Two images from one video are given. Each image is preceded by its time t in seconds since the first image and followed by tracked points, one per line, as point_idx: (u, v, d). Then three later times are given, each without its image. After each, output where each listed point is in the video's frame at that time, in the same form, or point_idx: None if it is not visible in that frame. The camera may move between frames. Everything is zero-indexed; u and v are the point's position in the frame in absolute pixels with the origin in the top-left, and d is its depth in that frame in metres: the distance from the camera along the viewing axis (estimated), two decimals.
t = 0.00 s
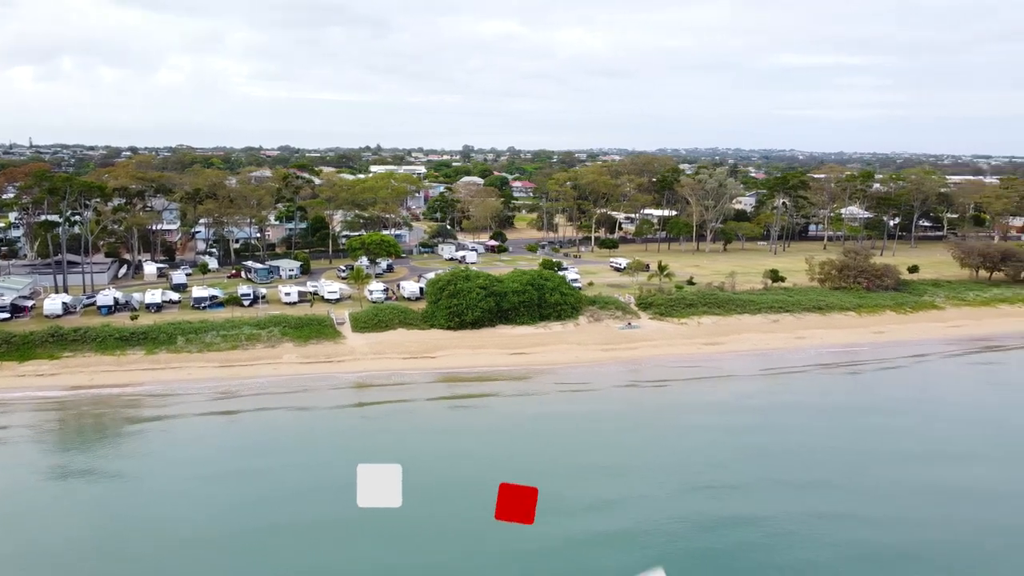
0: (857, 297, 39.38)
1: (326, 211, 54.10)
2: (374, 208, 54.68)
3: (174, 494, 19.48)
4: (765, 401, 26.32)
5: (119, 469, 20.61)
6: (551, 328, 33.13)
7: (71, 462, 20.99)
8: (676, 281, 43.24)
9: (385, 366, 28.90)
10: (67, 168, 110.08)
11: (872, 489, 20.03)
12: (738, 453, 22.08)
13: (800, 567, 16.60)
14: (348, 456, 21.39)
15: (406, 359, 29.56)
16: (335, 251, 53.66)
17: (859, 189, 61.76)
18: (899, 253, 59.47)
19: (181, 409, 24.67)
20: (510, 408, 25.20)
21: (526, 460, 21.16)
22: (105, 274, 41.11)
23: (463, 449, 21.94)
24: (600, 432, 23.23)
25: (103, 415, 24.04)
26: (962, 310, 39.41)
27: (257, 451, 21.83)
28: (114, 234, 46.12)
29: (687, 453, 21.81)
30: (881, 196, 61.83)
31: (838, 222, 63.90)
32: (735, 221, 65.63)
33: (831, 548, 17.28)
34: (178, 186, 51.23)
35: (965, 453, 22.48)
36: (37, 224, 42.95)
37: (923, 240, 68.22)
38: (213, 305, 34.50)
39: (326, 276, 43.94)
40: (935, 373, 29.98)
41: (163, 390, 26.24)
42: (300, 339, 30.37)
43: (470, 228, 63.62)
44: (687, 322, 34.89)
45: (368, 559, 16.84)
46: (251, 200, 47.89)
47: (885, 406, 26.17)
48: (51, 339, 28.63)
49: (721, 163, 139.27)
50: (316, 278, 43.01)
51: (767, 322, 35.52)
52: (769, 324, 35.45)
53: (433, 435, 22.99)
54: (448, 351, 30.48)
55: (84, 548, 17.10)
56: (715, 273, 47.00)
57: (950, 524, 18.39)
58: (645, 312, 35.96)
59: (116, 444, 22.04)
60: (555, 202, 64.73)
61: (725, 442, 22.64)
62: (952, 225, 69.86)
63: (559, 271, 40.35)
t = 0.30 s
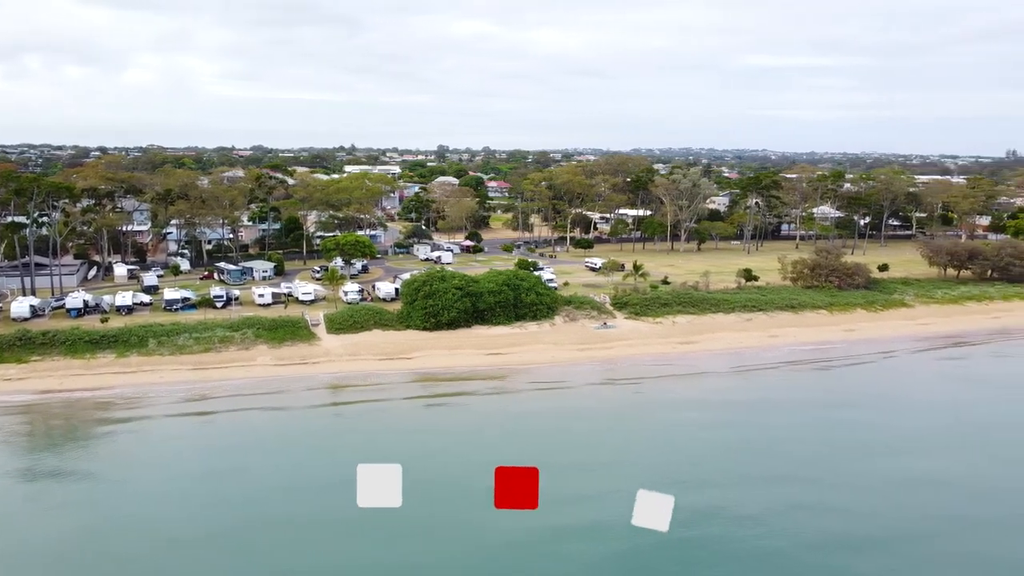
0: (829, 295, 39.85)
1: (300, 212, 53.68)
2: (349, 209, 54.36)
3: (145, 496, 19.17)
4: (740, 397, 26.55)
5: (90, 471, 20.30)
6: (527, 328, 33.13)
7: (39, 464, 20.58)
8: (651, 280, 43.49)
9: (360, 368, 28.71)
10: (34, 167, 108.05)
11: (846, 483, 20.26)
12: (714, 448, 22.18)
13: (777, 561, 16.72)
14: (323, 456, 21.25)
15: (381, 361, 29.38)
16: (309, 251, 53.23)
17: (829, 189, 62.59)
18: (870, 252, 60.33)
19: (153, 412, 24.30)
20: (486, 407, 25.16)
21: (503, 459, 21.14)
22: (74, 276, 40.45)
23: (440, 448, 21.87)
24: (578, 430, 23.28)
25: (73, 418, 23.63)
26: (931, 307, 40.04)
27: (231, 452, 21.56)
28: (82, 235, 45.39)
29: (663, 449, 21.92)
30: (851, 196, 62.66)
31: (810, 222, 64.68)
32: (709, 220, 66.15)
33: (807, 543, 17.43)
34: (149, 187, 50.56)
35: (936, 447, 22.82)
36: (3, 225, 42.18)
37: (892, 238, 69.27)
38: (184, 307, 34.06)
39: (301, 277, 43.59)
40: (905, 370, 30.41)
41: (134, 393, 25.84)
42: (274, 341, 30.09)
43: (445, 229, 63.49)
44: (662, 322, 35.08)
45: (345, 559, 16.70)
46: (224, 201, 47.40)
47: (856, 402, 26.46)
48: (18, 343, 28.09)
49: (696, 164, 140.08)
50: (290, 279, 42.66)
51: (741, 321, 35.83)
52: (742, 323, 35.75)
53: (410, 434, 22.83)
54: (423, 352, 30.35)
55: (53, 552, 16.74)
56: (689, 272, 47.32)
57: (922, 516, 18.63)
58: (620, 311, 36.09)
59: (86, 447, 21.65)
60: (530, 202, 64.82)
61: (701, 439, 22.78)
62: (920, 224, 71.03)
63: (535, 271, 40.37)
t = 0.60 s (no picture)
0: (802, 294, 40.29)
1: (274, 212, 53.21)
2: (323, 209, 53.95)
3: (116, 499, 18.86)
4: (714, 394, 26.75)
5: (61, 471, 20.02)
6: (503, 329, 33.13)
7: (7, 467, 20.19)
8: (626, 280, 43.68)
9: (335, 369, 28.51)
10: None
11: (820, 478, 20.48)
12: (689, 445, 22.28)
13: (754, 555, 16.86)
14: (298, 456, 21.08)
15: (357, 362, 29.21)
16: (284, 252, 52.76)
17: (802, 189, 63.07)
18: (841, 250, 61.09)
19: (124, 414, 23.95)
20: (463, 406, 25.12)
21: (480, 457, 21.11)
22: (42, 278, 39.78)
23: (416, 446, 21.81)
24: (554, 427, 23.31)
25: (41, 422, 23.21)
26: (901, 305, 40.66)
27: (205, 453, 21.30)
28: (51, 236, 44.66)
29: (639, 445, 22.03)
30: (823, 195, 63.37)
31: (782, 221, 65.32)
32: (683, 220, 66.56)
33: (783, 537, 17.61)
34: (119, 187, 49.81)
35: (908, 440, 23.18)
36: None
37: (863, 237, 70.18)
38: (156, 309, 33.63)
39: (275, 278, 43.22)
40: (876, 366, 30.88)
41: (105, 396, 25.46)
42: (248, 342, 29.81)
43: (420, 229, 63.28)
44: (637, 321, 35.26)
45: (322, 557, 16.61)
46: (196, 201, 46.85)
47: (829, 398, 26.76)
48: None
49: (671, 163, 140.64)
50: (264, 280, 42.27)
51: (715, 320, 36.12)
52: (717, 321, 36.04)
53: (385, 434, 22.70)
54: (399, 353, 30.21)
55: (21, 555, 16.41)
56: (664, 271, 47.65)
57: (894, 509, 18.92)
58: (595, 310, 36.22)
59: (56, 449, 21.28)
60: (506, 202, 64.81)
61: (677, 435, 22.92)
62: (890, 222, 72.06)
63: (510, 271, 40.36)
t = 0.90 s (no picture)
0: (775, 292, 40.70)
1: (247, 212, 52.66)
2: (297, 209, 53.49)
3: (88, 502, 18.56)
4: (689, 392, 26.94)
5: (31, 475, 19.70)
6: (480, 329, 33.10)
7: None
8: (602, 279, 43.82)
9: (310, 370, 28.31)
10: None
11: (794, 473, 20.71)
12: (665, 441, 22.42)
13: (730, 549, 17.00)
14: (273, 456, 20.93)
15: (332, 363, 29.02)
16: (257, 253, 52.27)
17: (774, 188, 63.95)
18: (813, 249, 61.79)
19: (95, 417, 23.57)
20: (439, 405, 25.07)
21: (457, 454, 21.07)
22: (9, 280, 39.04)
23: (393, 445, 21.70)
24: (531, 425, 23.36)
25: (10, 425, 22.77)
26: (871, 303, 41.24)
27: (179, 455, 21.04)
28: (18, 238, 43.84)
29: (616, 442, 22.13)
30: (795, 195, 64.12)
31: (755, 220, 66.01)
32: (657, 219, 66.95)
33: (757, 530, 17.77)
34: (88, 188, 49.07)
35: (879, 434, 23.49)
36: None
37: (834, 236, 71.07)
38: (127, 311, 33.15)
39: (248, 279, 42.81)
40: (847, 362, 31.28)
41: (75, 399, 25.05)
42: (222, 344, 29.50)
43: (395, 229, 63.03)
44: (613, 320, 35.41)
45: (297, 557, 16.46)
46: (167, 201, 46.24)
47: (801, 395, 27.06)
48: None
49: (646, 163, 141.37)
50: (237, 281, 41.84)
51: (690, 319, 36.36)
52: (691, 320, 36.28)
53: (361, 432, 22.61)
54: (374, 354, 30.07)
55: None
56: (639, 271, 47.91)
57: (867, 502, 19.15)
58: (571, 310, 36.31)
59: (25, 453, 20.89)
60: (481, 202, 64.76)
61: (653, 432, 23.06)
62: (861, 221, 73.09)
63: (486, 271, 40.34)
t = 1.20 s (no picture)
0: (748, 291, 41.11)
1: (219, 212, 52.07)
2: (270, 209, 53.02)
3: (58, 508, 18.23)
4: (663, 389, 27.11)
5: None
6: (455, 328, 33.04)
7: None
8: (577, 278, 43.95)
9: (284, 372, 28.09)
10: None
11: (769, 468, 20.87)
12: (639, 437, 22.54)
13: (707, 546, 17.09)
14: (247, 459, 20.73)
15: (306, 364, 28.82)
16: (230, 253, 51.74)
17: (746, 188, 64.68)
18: (785, 248, 62.47)
19: (64, 420, 23.18)
20: (414, 405, 25.01)
21: (434, 454, 21.00)
22: None
23: (368, 445, 21.61)
24: (507, 424, 23.37)
25: None
26: (842, 301, 41.75)
27: (151, 458, 20.76)
28: None
29: (592, 441, 22.19)
30: (767, 194, 64.88)
31: (728, 220, 66.70)
32: (631, 218, 67.29)
33: (732, 525, 17.93)
34: (56, 188, 48.32)
35: (852, 430, 23.75)
36: None
37: (805, 235, 71.92)
38: (96, 313, 32.65)
39: (221, 280, 42.40)
40: (819, 359, 31.65)
41: (42, 403, 24.60)
42: (194, 346, 29.12)
43: (370, 229, 62.72)
44: (588, 319, 35.54)
45: (271, 559, 16.27)
46: (137, 202, 45.60)
47: (774, 391, 27.33)
48: None
49: (621, 163, 142.00)
50: (209, 282, 41.39)
51: (664, 317, 36.59)
52: (666, 319, 36.52)
53: (336, 433, 22.48)
54: (349, 354, 29.92)
55: None
56: (613, 270, 48.09)
57: (841, 498, 19.34)
58: (546, 309, 36.39)
59: None
60: (456, 202, 64.69)
61: (630, 429, 23.15)
62: (832, 221, 74.01)
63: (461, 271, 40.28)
